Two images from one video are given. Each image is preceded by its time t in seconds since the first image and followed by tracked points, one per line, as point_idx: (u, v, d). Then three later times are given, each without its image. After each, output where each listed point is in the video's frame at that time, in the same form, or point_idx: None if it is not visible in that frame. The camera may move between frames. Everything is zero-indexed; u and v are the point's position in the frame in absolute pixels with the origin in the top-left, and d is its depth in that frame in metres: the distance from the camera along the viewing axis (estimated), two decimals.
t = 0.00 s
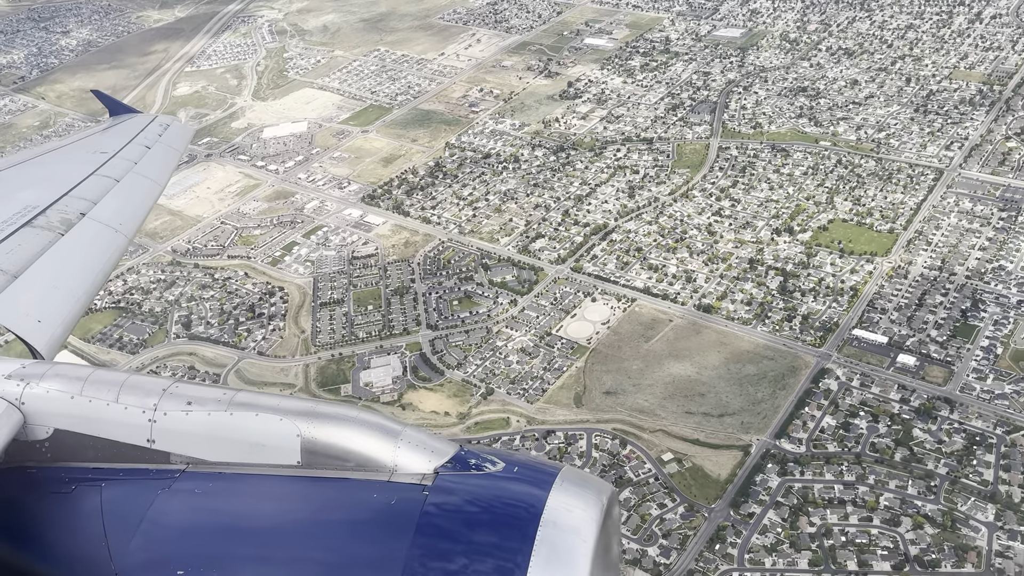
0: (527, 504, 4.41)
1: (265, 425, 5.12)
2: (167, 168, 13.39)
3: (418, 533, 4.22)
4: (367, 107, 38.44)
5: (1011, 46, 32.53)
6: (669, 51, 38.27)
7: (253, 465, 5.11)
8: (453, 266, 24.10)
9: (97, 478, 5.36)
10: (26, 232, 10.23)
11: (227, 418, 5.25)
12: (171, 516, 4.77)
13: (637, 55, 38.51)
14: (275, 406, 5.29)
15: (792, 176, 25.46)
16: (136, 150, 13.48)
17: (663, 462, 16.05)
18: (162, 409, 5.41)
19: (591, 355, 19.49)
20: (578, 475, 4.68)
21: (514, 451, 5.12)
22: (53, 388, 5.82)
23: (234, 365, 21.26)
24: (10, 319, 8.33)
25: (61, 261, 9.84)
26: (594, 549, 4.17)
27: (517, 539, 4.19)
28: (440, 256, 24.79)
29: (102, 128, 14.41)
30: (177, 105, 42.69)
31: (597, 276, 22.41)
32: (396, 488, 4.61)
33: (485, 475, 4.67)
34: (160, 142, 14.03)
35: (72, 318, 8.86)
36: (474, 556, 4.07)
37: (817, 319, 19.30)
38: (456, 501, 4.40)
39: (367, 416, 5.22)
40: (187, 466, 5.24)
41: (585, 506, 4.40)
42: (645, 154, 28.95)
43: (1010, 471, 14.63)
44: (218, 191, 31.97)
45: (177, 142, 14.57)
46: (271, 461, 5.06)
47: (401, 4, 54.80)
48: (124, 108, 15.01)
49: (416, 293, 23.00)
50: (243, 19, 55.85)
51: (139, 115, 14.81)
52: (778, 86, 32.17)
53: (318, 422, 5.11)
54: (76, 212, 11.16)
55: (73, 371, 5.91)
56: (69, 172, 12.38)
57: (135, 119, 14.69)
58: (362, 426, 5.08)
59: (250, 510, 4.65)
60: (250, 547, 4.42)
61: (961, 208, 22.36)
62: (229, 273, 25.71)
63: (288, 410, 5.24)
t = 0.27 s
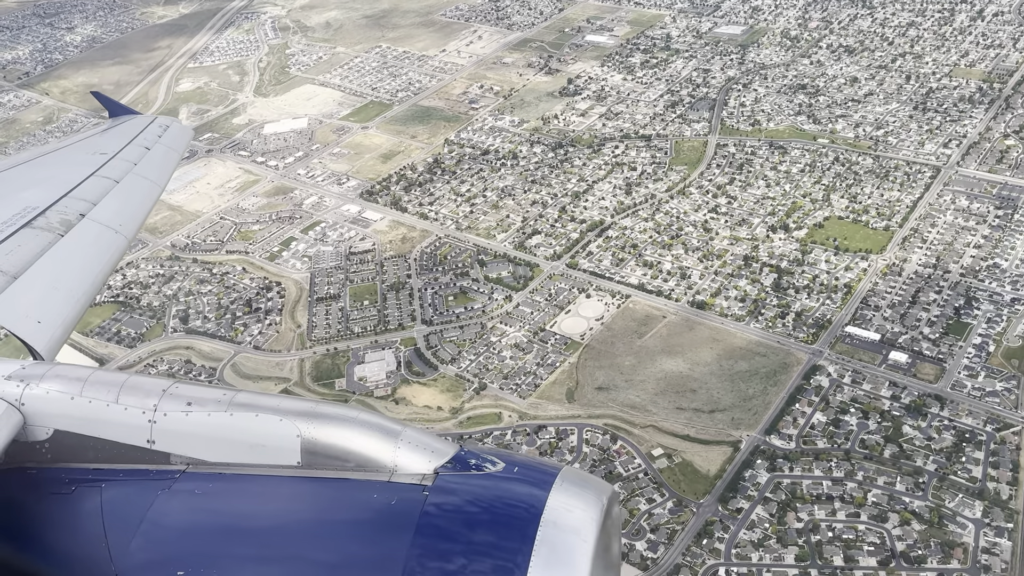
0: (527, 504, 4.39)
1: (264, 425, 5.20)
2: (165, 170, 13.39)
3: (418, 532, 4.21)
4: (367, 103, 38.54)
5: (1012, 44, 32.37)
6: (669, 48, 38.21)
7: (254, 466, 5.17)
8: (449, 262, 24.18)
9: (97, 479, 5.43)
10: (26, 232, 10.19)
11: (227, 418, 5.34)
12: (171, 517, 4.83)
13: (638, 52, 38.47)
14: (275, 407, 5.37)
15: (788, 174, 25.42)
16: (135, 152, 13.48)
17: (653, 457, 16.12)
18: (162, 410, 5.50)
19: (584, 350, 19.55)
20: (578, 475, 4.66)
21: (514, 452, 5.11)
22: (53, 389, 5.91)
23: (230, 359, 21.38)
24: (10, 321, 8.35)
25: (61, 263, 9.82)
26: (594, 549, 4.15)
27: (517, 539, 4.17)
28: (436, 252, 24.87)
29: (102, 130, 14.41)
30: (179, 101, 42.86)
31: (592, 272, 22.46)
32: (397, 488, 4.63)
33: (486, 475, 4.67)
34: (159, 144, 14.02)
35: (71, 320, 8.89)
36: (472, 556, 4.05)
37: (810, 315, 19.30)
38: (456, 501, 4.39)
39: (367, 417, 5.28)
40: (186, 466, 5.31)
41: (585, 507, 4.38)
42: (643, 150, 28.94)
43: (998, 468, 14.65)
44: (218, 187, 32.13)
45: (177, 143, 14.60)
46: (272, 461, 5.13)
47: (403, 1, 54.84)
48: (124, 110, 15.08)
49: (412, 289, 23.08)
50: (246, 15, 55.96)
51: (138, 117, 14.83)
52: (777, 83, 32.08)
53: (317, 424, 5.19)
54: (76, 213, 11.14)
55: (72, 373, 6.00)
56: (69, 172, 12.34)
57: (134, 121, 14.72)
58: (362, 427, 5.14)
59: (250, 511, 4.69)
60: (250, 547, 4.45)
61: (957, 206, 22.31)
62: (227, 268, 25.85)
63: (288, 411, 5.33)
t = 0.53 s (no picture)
0: (527, 504, 4.54)
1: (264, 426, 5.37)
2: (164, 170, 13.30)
3: (418, 533, 4.37)
4: (368, 99, 38.63)
5: (1014, 41, 32.23)
6: (670, 44, 38.14)
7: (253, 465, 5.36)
8: (445, 257, 24.26)
9: (97, 479, 5.67)
10: (25, 233, 10.17)
11: (226, 419, 5.52)
12: (173, 516, 5.04)
13: (638, 48, 38.43)
14: (275, 408, 5.53)
15: (785, 170, 25.40)
16: (134, 152, 13.39)
17: (643, 451, 16.17)
18: (161, 410, 5.71)
19: (577, 346, 19.62)
20: (576, 475, 4.83)
21: (512, 452, 5.27)
22: (53, 389, 6.13)
23: (226, 353, 21.49)
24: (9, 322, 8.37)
25: (61, 264, 9.81)
26: (593, 548, 4.32)
27: (518, 539, 4.33)
28: (433, 247, 24.96)
29: (101, 130, 14.32)
30: (181, 96, 42.99)
31: (587, 268, 22.52)
32: (396, 488, 4.78)
33: (487, 475, 4.82)
34: (158, 144, 13.92)
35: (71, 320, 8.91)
36: (471, 555, 4.21)
37: (803, 312, 19.31)
38: (457, 501, 4.54)
39: (366, 417, 5.42)
40: (185, 467, 5.51)
41: (584, 507, 4.54)
42: (641, 146, 28.95)
43: (987, 464, 14.66)
44: (218, 181, 32.28)
45: (176, 143, 14.45)
46: (272, 461, 5.30)
47: None
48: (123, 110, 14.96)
49: (408, 283, 23.17)
50: (250, 11, 56.05)
51: (137, 117, 14.75)
52: (777, 80, 32.00)
53: (317, 424, 5.33)
54: (76, 213, 11.11)
55: (72, 373, 6.22)
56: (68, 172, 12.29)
57: (133, 121, 14.63)
58: (362, 427, 5.28)
59: (250, 511, 4.88)
60: (249, 547, 4.64)
61: (953, 203, 22.28)
62: (225, 262, 25.99)
63: (288, 412, 5.47)
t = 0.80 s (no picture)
0: (527, 504, 4.43)
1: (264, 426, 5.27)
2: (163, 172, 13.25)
3: (417, 532, 4.26)
4: (369, 94, 38.69)
5: (1015, 37, 32.07)
6: (671, 40, 38.07)
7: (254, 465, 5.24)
8: (441, 251, 24.32)
9: (97, 480, 5.54)
10: (25, 235, 10.21)
11: (227, 419, 5.41)
12: (172, 517, 4.92)
13: (639, 43, 38.38)
14: (276, 408, 5.42)
15: (783, 166, 25.37)
16: (134, 154, 13.36)
17: (632, 445, 16.25)
18: (162, 411, 5.60)
19: (570, 340, 19.68)
20: (577, 475, 4.71)
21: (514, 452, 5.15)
22: (53, 390, 6.03)
23: (223, 345, 21.62)
24: (9, 323, 8.41)
25: (61, 265, 9.84)
26: (594, 549, 4.20)
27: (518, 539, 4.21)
28: (430, 241, 25.03)
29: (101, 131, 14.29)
30: (183, 91, 43.12)
31: (583, 263, 22.56)
32: (396, 488, 4.67)
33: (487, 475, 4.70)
34: (159, 146, 13.88)
35: (71, 321, 8.95)
36: (470, 556, 4.10)
37: (796, 307, 19.31)
38: (458, 502, 4.43)
39: (367, 418, 5.32)
40: (186, 468, 5.40)
41: (585, 507, 4.43)
42: (639, 142, 28.93)
43: (975, 459, 14.68)
44: (218, 175, 32.41)
45: (176, 144, 14.41)
46: (273, 462, 5.19)
47: None
48: (123, 112, 14.95)
49: (404, 278, 23.25)
50: (252, 5, 56.10)
51: (138, 119, 14.69)
52: (777, 75, 31.93)
53: (317, 425, 5.22)
54: (76, 214, 11.13)
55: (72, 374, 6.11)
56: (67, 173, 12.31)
57: (134, 122, 14.57)
58: (361, 426, 5.19)
59: (251, 511, 4.77)
60: (251, 547, 4.52)
61: (949, 199, 22.23)
62: (223, 256, 26.10)
63: (288, 412, 5.38)
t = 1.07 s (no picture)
0: (528, 508, 4.41)
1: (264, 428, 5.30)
2: (164, 174, 12.98)
3: (418, 535, 4.28)
4: (369, 87, 38.74)
5: (1017, 32, 31.90)
6: (671, 34, 37.97)
7: (256, 467, 5.27)
8: (438, 244, 24.40)
9: (97, 483, 5.57)
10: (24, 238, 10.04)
11: (227, 422, 5.44)
12: (173, 519, 4.96)
13: (640, 37, 38.29)
14: (276, 411, 5.45)
15: (780, 160, 25.32)
16: (133, 156, 13.08)
17: (623, 437, 16.31)
18: (162, 413, 5.66)
19: (564, 333, 19.74)
20: (579, 476, 4.67)
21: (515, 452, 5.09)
22: (53, 393, 6.09)
23: (219, 336, 21.75)
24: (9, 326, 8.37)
25: (61, 268, 9.69)
26: (594, 550, 4.19)
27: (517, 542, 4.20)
28: (426, 234, 25.10)
29: (101, 133, 14.01)
30: (185, 84, 43.20)
31: (578, 256, 22.61)
32: (397, 490, 4.67)
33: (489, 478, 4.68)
34: (159, 148, 13.57)
35: (71, 323, 8.86)
36: (469, 557, 4.12)
37: (789, 301, 19.34)
38: (459, 505, 4.42)
39: (366, 421, 5.32)
40: (186, 470, 5.43)
41: (585, 508, 4.40)
42: (637, 136, 28.92)
43: (964, 453, 14.70)
44: (218, 168, 32.54)
45: (176, 146, 14.08)
46: (274, 465, 5.21)
47: None
48: (122, 113, 14.60)
49: (400, 270, 23.35)
50: None
51: (137, 121, 14.35)
52: (776, 70, 31.84)
53: (318, 427, 5.24)
54: (76, 216, 10.93)
55: (71, 377, 6.18)
56: (68, 175, 12.07)
57: (133, 125, 14.23)
58: (358, 428, 5.21)
59: (251, 514, 4.80)
60: (250, 550, 4.57)
61: (946, 193, 22.18)
62: (222, 248, 26.22)
63: (289, 414, 5.39)
